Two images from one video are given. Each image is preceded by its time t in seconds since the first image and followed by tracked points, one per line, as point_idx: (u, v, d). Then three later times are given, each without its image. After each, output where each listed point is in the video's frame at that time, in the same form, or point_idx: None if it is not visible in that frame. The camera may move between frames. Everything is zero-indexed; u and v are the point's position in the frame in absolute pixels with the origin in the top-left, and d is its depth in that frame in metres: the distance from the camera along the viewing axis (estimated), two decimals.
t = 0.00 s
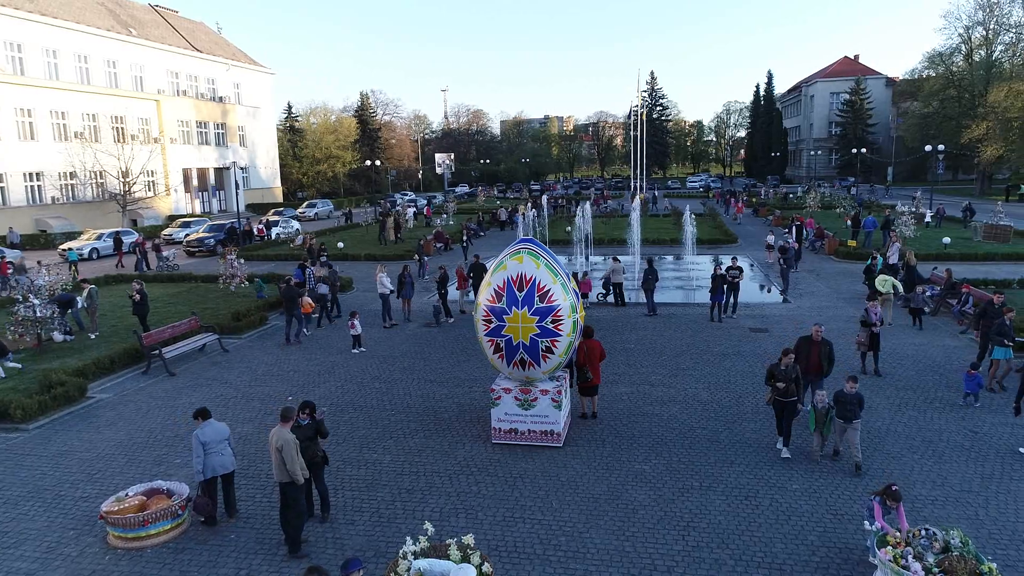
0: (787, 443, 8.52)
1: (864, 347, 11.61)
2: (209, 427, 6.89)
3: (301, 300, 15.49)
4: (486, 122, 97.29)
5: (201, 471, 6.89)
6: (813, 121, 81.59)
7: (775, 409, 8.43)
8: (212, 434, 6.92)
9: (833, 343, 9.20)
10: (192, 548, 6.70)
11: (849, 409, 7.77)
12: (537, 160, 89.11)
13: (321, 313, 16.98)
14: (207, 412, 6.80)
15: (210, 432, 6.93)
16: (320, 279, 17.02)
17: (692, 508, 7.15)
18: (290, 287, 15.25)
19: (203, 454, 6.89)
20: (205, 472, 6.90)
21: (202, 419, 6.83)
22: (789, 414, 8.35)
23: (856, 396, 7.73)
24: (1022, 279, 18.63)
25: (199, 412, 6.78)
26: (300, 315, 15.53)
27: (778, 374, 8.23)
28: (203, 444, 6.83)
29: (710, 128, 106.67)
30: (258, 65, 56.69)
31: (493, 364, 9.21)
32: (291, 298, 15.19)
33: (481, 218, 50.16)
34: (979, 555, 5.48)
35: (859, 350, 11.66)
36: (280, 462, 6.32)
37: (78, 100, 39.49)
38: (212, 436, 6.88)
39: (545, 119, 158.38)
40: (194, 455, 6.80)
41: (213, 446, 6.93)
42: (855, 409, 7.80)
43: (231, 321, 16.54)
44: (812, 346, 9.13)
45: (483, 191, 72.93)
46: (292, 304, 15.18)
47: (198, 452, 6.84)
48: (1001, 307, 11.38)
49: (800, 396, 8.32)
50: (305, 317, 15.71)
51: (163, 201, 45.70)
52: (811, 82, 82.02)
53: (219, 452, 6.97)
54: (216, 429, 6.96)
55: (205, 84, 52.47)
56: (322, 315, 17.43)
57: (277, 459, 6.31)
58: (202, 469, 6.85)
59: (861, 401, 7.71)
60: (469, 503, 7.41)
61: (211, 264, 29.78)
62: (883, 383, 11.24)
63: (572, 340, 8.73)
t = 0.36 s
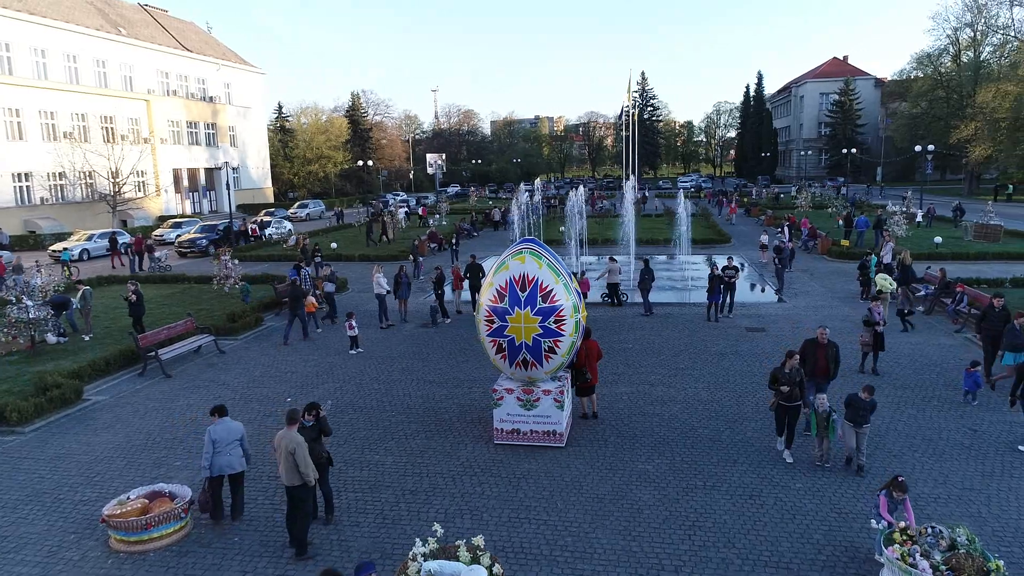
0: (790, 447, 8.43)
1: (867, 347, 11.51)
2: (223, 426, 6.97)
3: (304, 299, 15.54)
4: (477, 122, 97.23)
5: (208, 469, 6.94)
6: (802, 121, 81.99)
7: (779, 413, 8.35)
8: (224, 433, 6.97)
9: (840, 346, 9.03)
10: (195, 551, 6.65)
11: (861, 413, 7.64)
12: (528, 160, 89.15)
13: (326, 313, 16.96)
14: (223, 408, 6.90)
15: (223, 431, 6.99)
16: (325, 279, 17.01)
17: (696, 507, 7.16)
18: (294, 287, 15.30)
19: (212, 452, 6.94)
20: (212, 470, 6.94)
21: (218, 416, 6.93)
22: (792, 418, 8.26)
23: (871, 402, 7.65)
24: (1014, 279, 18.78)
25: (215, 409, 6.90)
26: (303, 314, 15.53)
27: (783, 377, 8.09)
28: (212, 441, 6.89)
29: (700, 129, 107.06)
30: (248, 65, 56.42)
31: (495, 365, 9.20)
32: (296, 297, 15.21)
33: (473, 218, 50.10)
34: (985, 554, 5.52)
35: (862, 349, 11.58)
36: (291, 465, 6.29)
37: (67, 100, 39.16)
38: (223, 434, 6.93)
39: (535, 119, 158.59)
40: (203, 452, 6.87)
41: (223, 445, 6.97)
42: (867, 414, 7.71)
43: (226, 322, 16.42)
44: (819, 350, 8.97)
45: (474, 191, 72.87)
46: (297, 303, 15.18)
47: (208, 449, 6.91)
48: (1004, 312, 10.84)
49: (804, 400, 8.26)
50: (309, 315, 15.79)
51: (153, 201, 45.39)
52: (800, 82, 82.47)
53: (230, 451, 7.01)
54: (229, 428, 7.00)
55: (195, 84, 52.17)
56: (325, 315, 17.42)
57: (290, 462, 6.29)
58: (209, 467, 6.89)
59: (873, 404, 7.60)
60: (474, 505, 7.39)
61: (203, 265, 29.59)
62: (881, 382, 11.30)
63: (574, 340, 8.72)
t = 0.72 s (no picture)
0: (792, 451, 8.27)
1: (869, 346, 11.48)
2: (222, 426, 6.96)
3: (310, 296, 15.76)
4: (468, 123, 97.25)
5: (211, 468, 7.02)
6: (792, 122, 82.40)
7: (780, 422, 8.06)
8: (223, 433, 6.95)
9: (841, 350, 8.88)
10: (199, 554, 6.60)
11: (865, 419, 7.46)
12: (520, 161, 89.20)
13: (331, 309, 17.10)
14: (230, 408, 6.99)
15: (223, 432, 6.98)
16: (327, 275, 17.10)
17: (700, 507, 7.17)
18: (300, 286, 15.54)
19: (213, 452, 6.99)
20: (213, 470, 7.00)
21: (218, 417, 6.93)
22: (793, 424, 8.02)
23: (873, 407, 7.44)
24: (1006, 278, 18.91)
25: (216, 408, 6.94)
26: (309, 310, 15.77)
27: (785, 383, 7.87)
28: (210, 442, 6.93)
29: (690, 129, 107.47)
30: (238, 65, 56.14)
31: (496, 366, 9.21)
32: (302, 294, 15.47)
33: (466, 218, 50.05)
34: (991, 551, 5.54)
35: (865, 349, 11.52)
36: (306, 466, 6.34)
37: (56, 100, 38.80)
38: (221, 434, 6.93)
39: (525, 120, 158.79)
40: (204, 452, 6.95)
41: (224, 446, 6.98)
42: (870, 421, 7.48)
43: (221, 323, 16.32)
44: (820, 355, 8.78)
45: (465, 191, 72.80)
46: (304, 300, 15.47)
47: (208, 450, 6.97)
48: (1002, 312, 11.04)
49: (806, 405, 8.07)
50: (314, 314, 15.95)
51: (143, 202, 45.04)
52: (790, 83, 82.90)
53: (231, 452, 6.99)
54: (229, 428, 6.97)
55: (185, 84, 51.88)
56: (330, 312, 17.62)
57: (307, 463, 6.35)
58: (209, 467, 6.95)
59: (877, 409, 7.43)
60: (479, 506, 7.37)
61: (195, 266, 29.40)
62: (879, 381, 11.36)
63: (576, 340, 8.71)
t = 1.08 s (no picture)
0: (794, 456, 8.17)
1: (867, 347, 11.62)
2: (220, 426, 7.02)
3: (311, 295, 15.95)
4: (456, 123, 97.12)
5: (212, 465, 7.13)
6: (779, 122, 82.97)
7: (778, 427, 8.00)
8: (221, 433, 7.00)
9: (841, 351, 8.84)
10: (200, 559, 6.52)
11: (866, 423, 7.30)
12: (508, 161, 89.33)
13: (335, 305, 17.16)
14: (230, 407, 7.04)
15: (222, 431, 7.03)
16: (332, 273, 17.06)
17: (703, 507, 7.18)
18: (302, 285, 15.77)
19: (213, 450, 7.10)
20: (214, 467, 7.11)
21: (216, 417, 6.99)
22: (792, 428, 7.94)
23: (872, 410, 7.33)
24: (994, 277, 19.13)
25: (216, 408, 7.01)
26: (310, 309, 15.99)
27: (780, 386, 7.78)
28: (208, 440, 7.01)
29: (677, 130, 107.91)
30: (225, 64, 55.78)
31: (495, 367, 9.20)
32: (303, 293, 15.68)
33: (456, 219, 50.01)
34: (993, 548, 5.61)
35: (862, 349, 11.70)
36: (311, 469, 6.33)
37: (40, 99, 38.31)
38: (218, 434, 6.99)
39: (513, 120, 158.97)
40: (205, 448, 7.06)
41: (219, 445, 7.03)
42: (872, 425, 7.34)
43: (213, 325, 16.20)
44: (822, 357, 8.77)
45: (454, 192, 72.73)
46: (305, 299, 15.66)
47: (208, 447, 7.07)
48: (1003, 316, 10.91)
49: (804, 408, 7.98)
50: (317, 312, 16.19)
51: (129, 202, 44.58)
52: (776, 84, 83.46)
53: (225, 452, 7.03)
54: (228, 427, 7.02)
55: (172, 83, 51.47)
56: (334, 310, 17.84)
57: (312, 466, 6.34)
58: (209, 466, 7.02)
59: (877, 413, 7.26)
60: (480, 507, 7.35)
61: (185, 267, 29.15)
62: (874, 380, 11.44)
63: (576, 340, 8.71)
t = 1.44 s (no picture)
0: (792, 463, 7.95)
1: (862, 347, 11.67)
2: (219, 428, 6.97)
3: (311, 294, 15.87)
4: (441, 123, 96.96)
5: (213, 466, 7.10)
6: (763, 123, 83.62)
7: (777, 430, 7.85)
8: (220, 435, 6.95)
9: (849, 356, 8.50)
10: (198, 564, 6.44)
11: (870, 429, 7.10)
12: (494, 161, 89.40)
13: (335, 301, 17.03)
14: (230, 409, 6.94)
15: (222, 433, 6.97)
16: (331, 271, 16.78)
17: (703, 506, 7.21)
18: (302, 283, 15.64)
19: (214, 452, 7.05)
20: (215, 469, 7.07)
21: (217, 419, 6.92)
22: (791, 433, 7.77)
23: (878, 417, 7.07)
24: (980, 276, 19.36)
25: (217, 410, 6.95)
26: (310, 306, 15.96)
27: (782, 391, 7.58)
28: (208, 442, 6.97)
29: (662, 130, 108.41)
30: (209, 64, 55.29)
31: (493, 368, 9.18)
32: (303, 293, 15.59)
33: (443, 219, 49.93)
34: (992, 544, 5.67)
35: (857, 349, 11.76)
36: (309, 472, 6.26)
37: (21, 98, 37.74)
38: (217, 436, 6.94)
39: (499, 119, 159.06)
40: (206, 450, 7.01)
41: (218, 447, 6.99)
42: (876, 434, 7.12)
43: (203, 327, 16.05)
44: (830, 362, 8.42)
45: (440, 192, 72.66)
46: (305, 298, 15.61)
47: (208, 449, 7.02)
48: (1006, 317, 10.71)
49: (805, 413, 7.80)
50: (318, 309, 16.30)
51: (112, 203, 44.05)
52: (761, 85, 84.07)
53: (224, 455, 7.00)
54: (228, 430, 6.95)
55: (155, 83, 50.95)
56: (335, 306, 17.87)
57: (310, 470, 6.27)
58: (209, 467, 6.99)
59: (883, 421, 7.03)
60: (481, 508, 7.32)
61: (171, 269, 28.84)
62: (866, 378, 11.54)
63: (574, 341, 8.73)
